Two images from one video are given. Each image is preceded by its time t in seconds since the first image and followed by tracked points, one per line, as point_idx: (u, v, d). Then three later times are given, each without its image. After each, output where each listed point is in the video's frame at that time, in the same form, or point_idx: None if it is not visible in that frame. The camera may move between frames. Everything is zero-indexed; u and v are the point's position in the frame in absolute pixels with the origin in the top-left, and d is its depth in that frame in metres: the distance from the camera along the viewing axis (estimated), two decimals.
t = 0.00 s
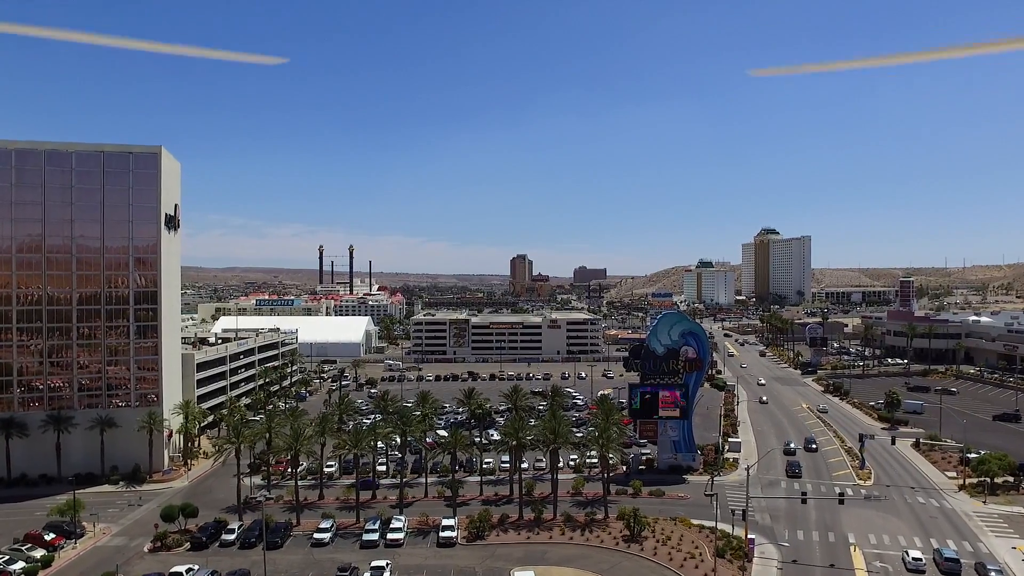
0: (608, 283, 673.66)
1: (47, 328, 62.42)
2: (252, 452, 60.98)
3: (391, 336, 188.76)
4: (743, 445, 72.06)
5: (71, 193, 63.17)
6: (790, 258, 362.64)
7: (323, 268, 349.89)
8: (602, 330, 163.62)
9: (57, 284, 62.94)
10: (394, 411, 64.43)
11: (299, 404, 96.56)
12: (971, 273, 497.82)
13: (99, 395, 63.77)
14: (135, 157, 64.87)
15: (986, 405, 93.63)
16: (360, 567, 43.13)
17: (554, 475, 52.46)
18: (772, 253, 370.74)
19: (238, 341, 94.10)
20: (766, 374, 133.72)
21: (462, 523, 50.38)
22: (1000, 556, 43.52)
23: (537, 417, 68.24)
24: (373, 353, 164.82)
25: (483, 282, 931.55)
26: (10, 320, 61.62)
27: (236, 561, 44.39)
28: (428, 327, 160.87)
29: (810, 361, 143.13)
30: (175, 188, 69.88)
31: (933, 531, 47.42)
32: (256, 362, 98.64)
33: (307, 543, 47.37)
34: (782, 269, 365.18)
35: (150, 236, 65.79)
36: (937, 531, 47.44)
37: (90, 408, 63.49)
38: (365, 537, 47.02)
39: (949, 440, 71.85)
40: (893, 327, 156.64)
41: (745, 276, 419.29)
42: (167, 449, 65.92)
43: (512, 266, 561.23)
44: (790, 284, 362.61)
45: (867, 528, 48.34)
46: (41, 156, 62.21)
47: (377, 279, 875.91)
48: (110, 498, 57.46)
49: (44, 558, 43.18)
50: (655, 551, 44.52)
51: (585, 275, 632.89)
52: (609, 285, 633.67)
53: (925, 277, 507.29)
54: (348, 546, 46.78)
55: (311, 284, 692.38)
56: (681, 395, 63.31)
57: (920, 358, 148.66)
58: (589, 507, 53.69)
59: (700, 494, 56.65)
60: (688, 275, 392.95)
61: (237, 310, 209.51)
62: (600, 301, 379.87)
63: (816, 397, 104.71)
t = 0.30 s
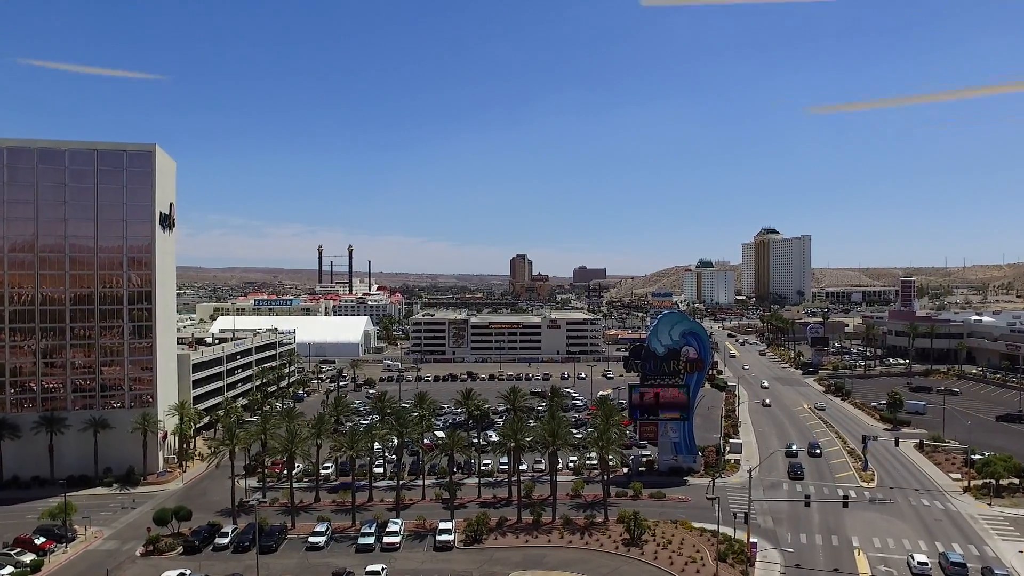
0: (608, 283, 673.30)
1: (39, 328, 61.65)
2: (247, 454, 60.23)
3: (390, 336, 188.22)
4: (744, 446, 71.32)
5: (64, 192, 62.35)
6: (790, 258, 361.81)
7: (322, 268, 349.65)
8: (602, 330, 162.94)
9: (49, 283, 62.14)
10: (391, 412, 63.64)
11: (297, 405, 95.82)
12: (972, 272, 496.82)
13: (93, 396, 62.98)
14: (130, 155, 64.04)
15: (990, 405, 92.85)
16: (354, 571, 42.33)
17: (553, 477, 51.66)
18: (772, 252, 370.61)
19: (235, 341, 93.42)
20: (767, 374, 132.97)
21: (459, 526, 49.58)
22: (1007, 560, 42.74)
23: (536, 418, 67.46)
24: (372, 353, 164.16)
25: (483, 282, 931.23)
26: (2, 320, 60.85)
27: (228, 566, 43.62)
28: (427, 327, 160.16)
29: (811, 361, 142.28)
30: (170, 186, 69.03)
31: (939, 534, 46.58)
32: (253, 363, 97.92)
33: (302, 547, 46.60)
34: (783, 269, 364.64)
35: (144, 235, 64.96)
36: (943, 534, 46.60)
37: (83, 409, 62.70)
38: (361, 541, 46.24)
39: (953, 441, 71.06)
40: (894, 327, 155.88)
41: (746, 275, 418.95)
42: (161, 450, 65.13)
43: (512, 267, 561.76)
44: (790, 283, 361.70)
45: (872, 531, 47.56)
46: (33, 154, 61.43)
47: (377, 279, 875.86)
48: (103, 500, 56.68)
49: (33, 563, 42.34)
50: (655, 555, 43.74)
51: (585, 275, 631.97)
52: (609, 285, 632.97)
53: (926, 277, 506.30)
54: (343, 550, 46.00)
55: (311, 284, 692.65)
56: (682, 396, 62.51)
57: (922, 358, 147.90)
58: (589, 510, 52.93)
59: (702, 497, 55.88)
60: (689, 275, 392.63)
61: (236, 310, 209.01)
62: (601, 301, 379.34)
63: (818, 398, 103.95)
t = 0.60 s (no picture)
0: (608, 283, 672.49)
1: (33, 328, 60.95)
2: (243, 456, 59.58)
3: (389, 337, 187.56)
4: (746, 447, 70.62)
5: (58, 190, 61.62)
6: (792, 258, 360.84)
7: (322, 267, 349.21)
8: (602, 330, 162.26)
9: (43, 283, 61.42)
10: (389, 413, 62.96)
11: (295, 406, 95.11)
12: (973, 272, 495.79)
13: (87, 396, 62.27)
14: (125, 153, 63.33)
15: (993, 405, 92.11)
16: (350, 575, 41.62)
17: (553, 479, 50.94)
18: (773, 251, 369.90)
19: (232, 341, 92.76)
20: (769, 374, 132.21)
21: (457, 529, 48.85)
22: (1014, 563, 41.96)
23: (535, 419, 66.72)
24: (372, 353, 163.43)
25: (483, 282, 930.83)
26: None
27: (222, 569, 42.94)
28: (427, 326, 159.41)
29: (812, 361, 141.48)
30: (166, 185, 68.36)
31: (944, 537, 45.81)
32: (251, 363, 97.20)
33: (298, 550, 45.91)
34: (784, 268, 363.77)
35: (139, 234, 64.24)
36: (948, 537, 45.85)
37: (77, 409, 61.98)
38: (357, 544, 45.53)
39: (957, 442, 70.31)
40: (896, 327, 155.11)
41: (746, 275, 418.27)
42: (157, 452, 64.43)
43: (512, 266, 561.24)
44: (791, 283, 360.85)
45: (876, 534, 46.83)
46: (27, 152, 60.75)
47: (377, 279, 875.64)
48: (97, 502, 55.97)
49: (24, 566, 41.64)
50: (656, 559, 42.99)
51: (585, 275, 630.96)
52: (609, 285, 632.13)
53: (927, 276, 505.31)
54: (339, 553, 45.31)
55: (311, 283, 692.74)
56: (683, 396, 61.75)
57: (923, 358, 147.15)
58: (589, 512, 52.21)
59: (703, 498, 55.21)
60: (689, 275, 391.92)
61: (235, 310, 208.35)
62: (601, 301, 378.60)
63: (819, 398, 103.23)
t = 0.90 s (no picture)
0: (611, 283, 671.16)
1: (28, 328, 60.26)
2: (242, 457, 58.89)
3: (392, 337, 186.83)
4: (751, 449, 69.66)
5: (53, 188, 60.86)
6: (795, 257, 359.17)
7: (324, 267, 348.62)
8: (605, 330, 161.29)
9: (39, 282, 60.76)
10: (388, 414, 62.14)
11: (295, 407, 94.36)
12: (977, 271, 493.30)
13: (84, 397, 61.50)
14: (121, 151, 62.60)
15: (1001, 406, 91.00)
16: None
17: (555, 482, 50.02)
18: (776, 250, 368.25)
19: (232, 341, 92.08)
20: (773, 374, 131.16)
21: (457, 533, 48.01)
22: None
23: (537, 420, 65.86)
24: (373, 353, 162.65)
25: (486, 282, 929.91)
26: None
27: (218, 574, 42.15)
28: (429, 326, 158.59)
29: (817, 361, 140.27)
30: (163, 183, 67.58)
31: (956, 542, 44.77)
32: (251, 364, 96.48)
33: (296, 554, 45.12)
34: (787, 268, 362.17)
35: (136, 233, 63.43)
36: (960, 542, 44.81)
37: (73, 411, 61.25)
38: (355, 548, 44.66)
39: (966, 444, 69.25)
40: (901, 326, 153.85)
41: (750, 275, 416.63)
42: (155, 454, 63.65)
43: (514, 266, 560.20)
44: (794, 283, 359.20)
45: (886, 538, 45.80)
46: (22, 150, 60.01)
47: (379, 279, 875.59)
48: (93, 505, 55.24)
49: (17, 570, 40.88)
50: (661, 564, 42.09)
51: (588, 275, 629.49)
52: (612, 285, 630.93)
53: (931, 276, 503.01)
54: (338, 558, 44.50)
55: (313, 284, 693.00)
56: (687, 398, 60.78)
57: (929, 358, 145.90)
58: (592, 515, 51.30)
59: (709, 502, 54.25)
60: (692, 275, 390.50)
61: (237, 310, 207.93)
62: (604, 301, 377.38)
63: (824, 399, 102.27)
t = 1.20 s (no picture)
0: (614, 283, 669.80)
1: (25, 328, 59.65)
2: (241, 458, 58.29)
3: (394, 337, 186.24)
4: (757, 450, 68.74)
5: (50, 187, 60.24)
6: (799, 256, 357.53)
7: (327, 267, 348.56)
8: (609, 329, 160.37)
9: (36, 281, 60.19)
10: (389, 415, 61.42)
11: (296, 407, 93.73)
12: (983, 271, 490.62)
13: (81, 398, 60.87)
14: (118, 149, 61.93)
15: (1010, 406, 89.85)
16: None
17: (558, 483, 49.23)
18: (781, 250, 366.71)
19: (232, 341, 91.47)
20: (778, 374, 130.11)
21: (458, 535, 47.22)
22: None
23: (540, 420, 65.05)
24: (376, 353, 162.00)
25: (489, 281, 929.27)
26: None
27: None
28: (431, 325, 157.89)
29: (823, 361, 139.16)
30: (161, 181, 66.88)
31: (967, 546, 43.78)
32: (252, 363, 95.86)
33: (294, 557, 44.39)
34: (791, 267, 360.48)
35: (133, 232, 62.74)
36: (971, 545, 43.83)
37: (70, 411, 60.63)
38: (354, 551, 43.90)
39: (975, 444, 68.23)
40: (908, 326, 152.55)
41: (754, 274, 414.98)
42: (153, 455, 63.03)
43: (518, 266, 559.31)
44: (799, 283, 357.51)
45: (894, 542, 44.84)
46: (19, 148, 59.37)
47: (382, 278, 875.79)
48: (90, 506, 54.63)
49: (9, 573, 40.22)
50: (665, 568, 41.24)
51: (591, 275, 627.88)
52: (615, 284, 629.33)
53: (937, 275, 500.29)
54: (336, 561, 43.77)
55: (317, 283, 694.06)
56: (692, 398, 59.88)
57: (936, 357, 144.60)
58: (595, 518, 50.46)
59: (714, 504, 53.39)
60: (696, 274, 389.13)
61: (239, 309, 207.69)
62: (608, 301, 376.33)
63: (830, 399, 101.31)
